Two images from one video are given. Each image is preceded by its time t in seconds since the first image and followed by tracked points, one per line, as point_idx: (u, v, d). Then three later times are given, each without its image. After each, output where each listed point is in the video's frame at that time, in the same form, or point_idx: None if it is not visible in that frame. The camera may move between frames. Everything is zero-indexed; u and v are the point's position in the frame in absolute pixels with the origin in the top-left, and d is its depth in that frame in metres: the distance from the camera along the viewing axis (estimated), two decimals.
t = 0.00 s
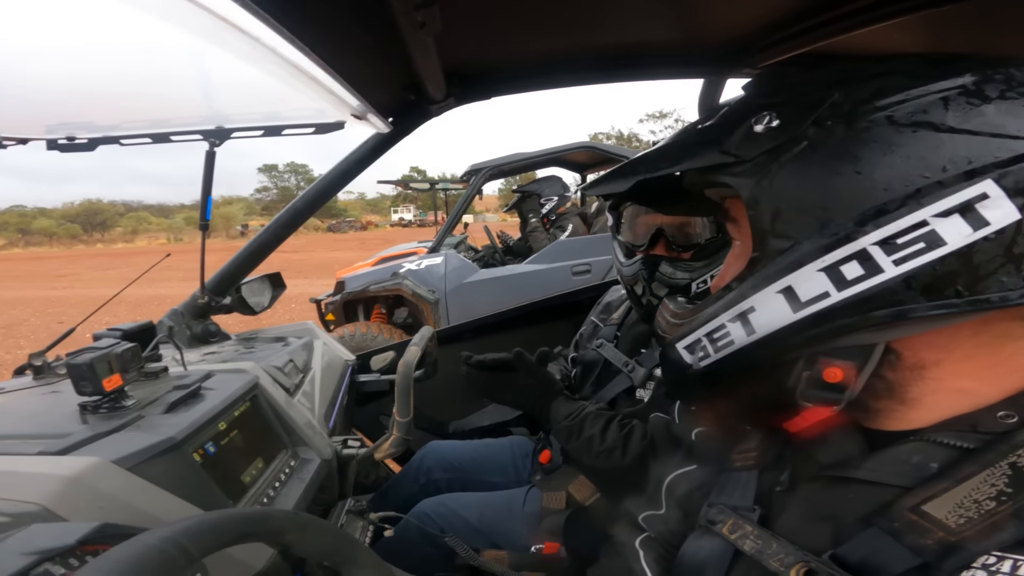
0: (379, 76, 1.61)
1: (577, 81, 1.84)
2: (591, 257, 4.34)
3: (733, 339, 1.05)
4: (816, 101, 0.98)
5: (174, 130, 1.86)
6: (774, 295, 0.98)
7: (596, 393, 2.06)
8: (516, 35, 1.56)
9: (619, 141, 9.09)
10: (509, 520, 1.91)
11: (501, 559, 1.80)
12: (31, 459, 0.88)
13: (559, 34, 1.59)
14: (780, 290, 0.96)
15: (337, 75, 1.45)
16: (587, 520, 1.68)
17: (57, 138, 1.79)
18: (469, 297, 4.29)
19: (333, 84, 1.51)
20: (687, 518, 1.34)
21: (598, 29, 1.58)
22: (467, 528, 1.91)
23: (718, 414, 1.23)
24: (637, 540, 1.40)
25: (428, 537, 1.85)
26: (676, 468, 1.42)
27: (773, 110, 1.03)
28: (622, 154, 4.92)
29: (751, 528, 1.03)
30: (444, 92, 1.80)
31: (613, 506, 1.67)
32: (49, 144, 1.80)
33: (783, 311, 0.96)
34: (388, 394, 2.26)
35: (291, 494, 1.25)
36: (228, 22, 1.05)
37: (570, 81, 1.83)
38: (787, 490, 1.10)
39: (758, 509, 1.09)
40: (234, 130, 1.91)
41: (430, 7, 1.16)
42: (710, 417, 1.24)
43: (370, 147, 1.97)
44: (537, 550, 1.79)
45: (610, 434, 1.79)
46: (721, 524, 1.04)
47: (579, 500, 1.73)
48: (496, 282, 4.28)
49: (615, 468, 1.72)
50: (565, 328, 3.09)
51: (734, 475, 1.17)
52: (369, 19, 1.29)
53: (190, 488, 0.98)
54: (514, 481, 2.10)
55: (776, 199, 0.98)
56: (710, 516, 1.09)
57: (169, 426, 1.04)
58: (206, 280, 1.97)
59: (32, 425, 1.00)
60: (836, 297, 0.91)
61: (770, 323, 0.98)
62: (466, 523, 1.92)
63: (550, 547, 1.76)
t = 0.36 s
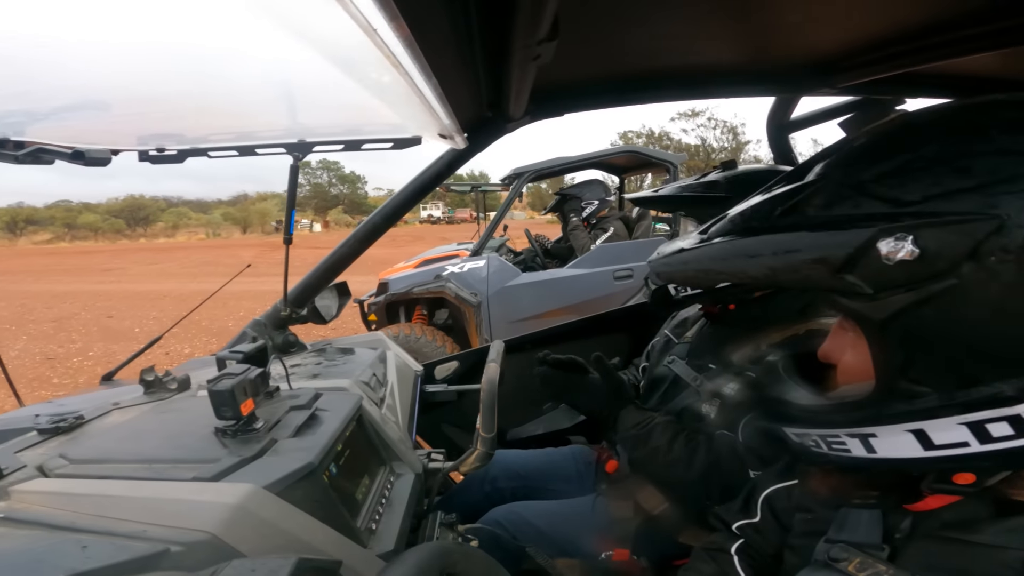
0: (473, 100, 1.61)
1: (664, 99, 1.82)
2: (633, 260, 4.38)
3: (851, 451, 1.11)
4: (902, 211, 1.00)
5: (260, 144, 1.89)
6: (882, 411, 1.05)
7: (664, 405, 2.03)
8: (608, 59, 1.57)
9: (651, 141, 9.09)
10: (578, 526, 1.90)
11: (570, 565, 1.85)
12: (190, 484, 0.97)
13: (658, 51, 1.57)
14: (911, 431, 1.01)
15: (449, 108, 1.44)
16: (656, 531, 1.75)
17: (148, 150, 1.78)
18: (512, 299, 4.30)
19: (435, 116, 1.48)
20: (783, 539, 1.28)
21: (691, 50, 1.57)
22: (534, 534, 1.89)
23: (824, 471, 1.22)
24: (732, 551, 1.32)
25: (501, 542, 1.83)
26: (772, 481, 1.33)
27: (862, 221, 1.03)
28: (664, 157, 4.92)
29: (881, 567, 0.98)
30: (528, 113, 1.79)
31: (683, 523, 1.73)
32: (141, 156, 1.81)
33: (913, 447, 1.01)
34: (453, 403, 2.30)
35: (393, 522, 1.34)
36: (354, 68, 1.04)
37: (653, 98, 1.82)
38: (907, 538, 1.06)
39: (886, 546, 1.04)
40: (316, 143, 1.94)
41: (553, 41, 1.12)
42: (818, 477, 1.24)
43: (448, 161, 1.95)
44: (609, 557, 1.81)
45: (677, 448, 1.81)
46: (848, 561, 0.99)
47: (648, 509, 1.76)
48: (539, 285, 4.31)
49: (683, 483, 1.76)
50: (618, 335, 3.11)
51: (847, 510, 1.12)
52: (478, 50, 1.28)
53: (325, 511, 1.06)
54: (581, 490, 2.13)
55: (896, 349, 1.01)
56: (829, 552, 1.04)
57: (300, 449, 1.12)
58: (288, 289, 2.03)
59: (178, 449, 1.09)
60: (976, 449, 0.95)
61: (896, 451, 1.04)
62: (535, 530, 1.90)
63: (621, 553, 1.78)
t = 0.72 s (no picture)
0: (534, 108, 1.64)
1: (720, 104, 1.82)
2: (668, 261, 4.42)
3: (939, 464, 1.02)
4: None
5: (318, 144, 1.94)
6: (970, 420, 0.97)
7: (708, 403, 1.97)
8: (666, 64, 1.57)
9: (683, 140, 9.03)
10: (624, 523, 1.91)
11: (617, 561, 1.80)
12: (281, 481, 1.04)
13: (725, 59, 1.56)
14: (1013, 453, 0.92)
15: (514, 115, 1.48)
16: (701, 527, 1.76)
17: (213, 149, 1.81)
18: (547, 298, 4.33)
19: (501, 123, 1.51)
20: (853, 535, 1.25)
21: (756, 57, 1.56)
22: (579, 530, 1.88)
23: (903, 475, 1.18)
24: (800, 545, 1.28)
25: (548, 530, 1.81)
26: (846, 479, 1.29)
27: (985, 238, 0.91)
28: (701, 157, 4.91)
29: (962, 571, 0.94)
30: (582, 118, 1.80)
31: (728, 520, 1.74)
32: (207, 156, 1.84)
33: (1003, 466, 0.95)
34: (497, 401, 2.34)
35: (457, 520, 1.38)
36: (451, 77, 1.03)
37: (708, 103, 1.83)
38: (986, 544, 0.99)
39: (969, 550, 0.99)
40: (372, 143, 1.98)
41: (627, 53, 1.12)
42: (895, 481, 1.20)
43: (498, 165, 1.97)
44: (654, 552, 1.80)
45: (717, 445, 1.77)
46: (928, 564, 0.95)
47: (693, 507, 1.77)
48: (574, 284, 4.33)
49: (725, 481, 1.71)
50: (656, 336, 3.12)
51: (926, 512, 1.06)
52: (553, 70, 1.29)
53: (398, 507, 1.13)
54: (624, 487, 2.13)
55: (1011, 372, 0.90)
56: (905, 553, 1.01)
57: (375, 447, 1.19)
58: (342, 287, 2.09)
59: (260, 445, 1.15)
60: None
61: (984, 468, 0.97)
62: (582, 524, 1.93)
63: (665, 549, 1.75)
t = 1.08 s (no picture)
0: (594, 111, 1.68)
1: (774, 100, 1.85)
2: (705, 260, 4.41)
3: None
4: None
5: (375, 142, 1.96)
6: None
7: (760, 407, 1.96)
8: (729, 59, 1.58)
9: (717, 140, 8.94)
10: (671, 520, 1.92)
11: (664, 556, 1.82)
12: (362, 472, 1.09)
13: (783, 63, 1.63)
14: None
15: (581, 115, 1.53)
16: (754, 526, 1.76)
17: (275, 146, 1.83)
18: (582, 295, 4.34)
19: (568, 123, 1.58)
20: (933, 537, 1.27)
21: (817, 58, 1.59)
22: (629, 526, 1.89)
23: (986, 482, 1.15)
24: (876, 541, 1.35)
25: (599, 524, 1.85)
26: (929, 478, 1.30)
27: None
28: (738, 156, 4.87)
29: None
30: (637, 118, 1.83)
31: (778, 519, 1.73)
32: (269, 152, 1.86)
33: None
34: (542, 397, 2.38)
35: (517, 508, 1.41)
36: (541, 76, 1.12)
37: (760, 104, 1.85)
38: None
39: None
40: (427, 142, 2.02)
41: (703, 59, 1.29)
42: (980, 486, 1.17)
43: (551, 163, 2.04)
44: (701, 550, 1.80)
45: (787, 450, 1.67)
46: (1008, 555, 0.99)
47: (743, 506, 1.80)
48: (608, 282, 4.34)
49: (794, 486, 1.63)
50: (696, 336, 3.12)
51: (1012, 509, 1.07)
52: (622, 72, 1.34)
53: (470, 498, 1.17)
54: (668, 485, 2.15)
55: None
56: (987, 547, 1.03)
57: (446, 439, 1.24)
58: (398, 282, 2.23)
59: (339, 437, 1.22)
60: None
61: None
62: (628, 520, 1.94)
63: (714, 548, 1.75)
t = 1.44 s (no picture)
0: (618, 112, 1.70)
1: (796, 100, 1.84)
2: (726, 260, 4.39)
3: None
4: None
5: (399, 140, 1.98)
6: None
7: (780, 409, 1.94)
8: (754, 60, 1.57)
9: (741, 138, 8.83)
10: (687, 518, 1.94)
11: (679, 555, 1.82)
12: (386, 466, 1.12)
13: (808, 63, 1.62)
14: None
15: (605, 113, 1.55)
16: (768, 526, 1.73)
17: (301, 144, 1.87)
18: (600, 294, 4.33)
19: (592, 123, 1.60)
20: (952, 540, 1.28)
21: (844, 59, 1.58)
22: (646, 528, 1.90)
23: (1003, 494, 1.19)
24: (892, 544, 1.34)
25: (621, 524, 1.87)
26: (946, 483, 1.32)
27: None
28: (762, 155, 4.82)
29: None
30: (659, 118, 1.83)
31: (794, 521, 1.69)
32: (296, 150, 1.89)
33: None
34: (560, 394, 2.39)
35: (534, 502, 1.43)
36: (565, 77, 1.14)
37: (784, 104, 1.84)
38: None
39: None
40: (449, 140, 2.04)
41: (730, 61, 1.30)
42: (997, 498, 1.21)
43: (574, 160, 2.05)
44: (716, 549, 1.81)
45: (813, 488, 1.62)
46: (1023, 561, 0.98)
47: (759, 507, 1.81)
48: (628, 281, 4.33)
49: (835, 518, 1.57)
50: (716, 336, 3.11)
51: None
52: (646, 73, 1.35)
53: (489, 493, 1.19)
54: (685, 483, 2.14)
55: None
56: (1002, 553, 1.03)
57: (467, 434, 1.26)
58: (419, 278, 2.25)
59: (363, 431, 1.25)
60: None
61: None
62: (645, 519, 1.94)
63: (729, 547, 1.77)
